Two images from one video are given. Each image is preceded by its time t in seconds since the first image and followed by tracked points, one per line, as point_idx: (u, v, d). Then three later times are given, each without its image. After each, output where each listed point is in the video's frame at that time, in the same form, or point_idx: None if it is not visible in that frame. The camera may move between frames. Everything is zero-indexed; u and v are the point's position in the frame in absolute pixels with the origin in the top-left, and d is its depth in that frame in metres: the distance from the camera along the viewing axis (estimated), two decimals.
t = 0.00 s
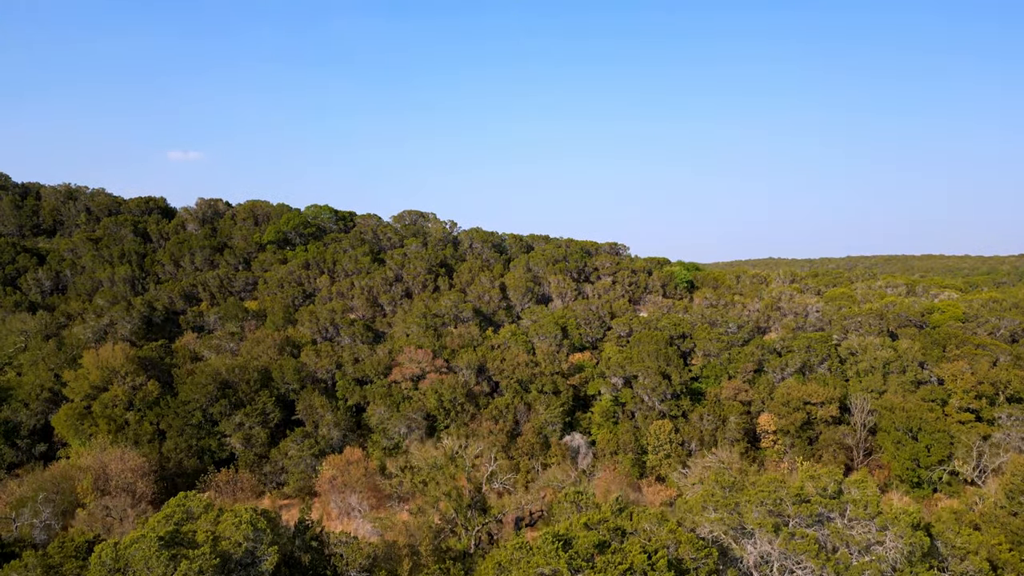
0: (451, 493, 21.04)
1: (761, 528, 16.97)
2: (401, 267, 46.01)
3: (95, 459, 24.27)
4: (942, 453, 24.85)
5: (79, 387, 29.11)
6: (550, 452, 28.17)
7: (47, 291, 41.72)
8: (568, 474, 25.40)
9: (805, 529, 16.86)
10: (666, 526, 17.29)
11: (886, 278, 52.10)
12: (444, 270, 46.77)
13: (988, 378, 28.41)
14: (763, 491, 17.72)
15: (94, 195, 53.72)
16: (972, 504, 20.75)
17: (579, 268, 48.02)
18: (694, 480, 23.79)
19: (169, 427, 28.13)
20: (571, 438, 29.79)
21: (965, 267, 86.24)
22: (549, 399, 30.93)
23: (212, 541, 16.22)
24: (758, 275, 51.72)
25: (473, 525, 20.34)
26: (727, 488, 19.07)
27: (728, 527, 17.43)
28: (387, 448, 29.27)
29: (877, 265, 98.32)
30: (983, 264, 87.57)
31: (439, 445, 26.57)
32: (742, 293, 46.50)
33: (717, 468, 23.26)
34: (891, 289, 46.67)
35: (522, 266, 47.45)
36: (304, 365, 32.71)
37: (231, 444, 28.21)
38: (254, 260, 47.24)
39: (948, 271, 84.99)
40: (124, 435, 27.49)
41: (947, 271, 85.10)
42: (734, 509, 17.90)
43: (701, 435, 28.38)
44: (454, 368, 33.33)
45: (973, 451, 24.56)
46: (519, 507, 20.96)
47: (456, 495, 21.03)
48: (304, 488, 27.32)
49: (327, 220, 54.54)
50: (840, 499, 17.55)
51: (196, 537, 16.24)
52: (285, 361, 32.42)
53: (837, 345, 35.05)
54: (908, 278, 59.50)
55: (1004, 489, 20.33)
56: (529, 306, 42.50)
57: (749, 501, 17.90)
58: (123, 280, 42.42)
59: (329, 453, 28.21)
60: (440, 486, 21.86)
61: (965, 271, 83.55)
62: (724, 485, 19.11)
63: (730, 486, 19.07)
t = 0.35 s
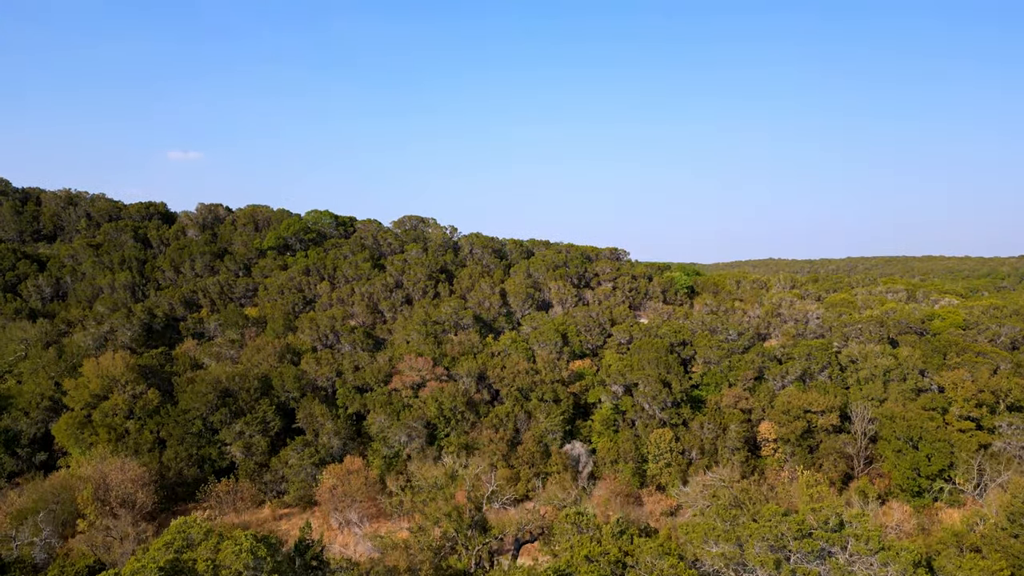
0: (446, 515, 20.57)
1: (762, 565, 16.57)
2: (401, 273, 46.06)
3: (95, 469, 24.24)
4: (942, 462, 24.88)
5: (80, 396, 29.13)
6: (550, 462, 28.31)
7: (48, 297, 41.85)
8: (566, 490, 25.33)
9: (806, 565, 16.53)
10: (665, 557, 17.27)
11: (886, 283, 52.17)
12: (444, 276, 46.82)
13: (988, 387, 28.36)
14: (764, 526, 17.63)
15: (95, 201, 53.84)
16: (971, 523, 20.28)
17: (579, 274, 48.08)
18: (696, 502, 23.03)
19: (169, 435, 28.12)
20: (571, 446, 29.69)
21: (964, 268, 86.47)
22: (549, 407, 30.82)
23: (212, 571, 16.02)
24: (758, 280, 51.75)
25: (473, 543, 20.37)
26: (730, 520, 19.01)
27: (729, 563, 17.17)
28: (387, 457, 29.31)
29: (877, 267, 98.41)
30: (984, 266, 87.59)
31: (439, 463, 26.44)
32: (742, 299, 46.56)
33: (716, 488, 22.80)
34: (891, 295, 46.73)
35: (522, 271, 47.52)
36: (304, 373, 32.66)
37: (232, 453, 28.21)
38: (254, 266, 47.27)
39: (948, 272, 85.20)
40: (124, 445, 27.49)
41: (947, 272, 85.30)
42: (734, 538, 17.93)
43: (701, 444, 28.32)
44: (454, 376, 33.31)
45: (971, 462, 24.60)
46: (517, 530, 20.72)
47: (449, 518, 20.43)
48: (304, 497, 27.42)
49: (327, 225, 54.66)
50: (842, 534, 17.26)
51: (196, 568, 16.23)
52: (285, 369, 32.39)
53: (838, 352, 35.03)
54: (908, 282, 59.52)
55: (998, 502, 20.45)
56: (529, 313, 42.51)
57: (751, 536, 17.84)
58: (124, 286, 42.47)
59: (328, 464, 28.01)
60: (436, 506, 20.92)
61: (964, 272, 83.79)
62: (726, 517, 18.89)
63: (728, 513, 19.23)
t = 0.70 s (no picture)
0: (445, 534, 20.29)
1: None
2: (401, 279, 46.10)
3: (95, 480, 24.15)
4: (943, 472, 24.89)
5: (80, 405, 29.18)
6: (550, 471, 28.29)
7: (48, 304, 41.94)
8: (568, 514, 25.42)
9: None
10: None
11: (886, 289, 52.22)
12: (444, 283, 46.87)
13: (989, 397, 28.29)
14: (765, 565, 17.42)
15: (95, 207, 53.99)
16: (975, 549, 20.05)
17: (579, 280, 48.15)
18: (697, 522, 22.70)
19: (170, 445, 28.18)
20: (571, 456, 29.63)
21: (965, 270, 86.48)
22: (550, 416, 30.71)
23: None
24: (758, 286, 51.81)
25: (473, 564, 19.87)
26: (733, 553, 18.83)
27: None
28: (388, 466, 29.32)
29: (877, 270, 98.48)
30: (984, 267, 87.70)
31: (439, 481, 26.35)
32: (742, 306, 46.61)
33: (716, 508, 22.27)
34: (891, 301, 46.75)
35: (522, 278, 47.62)
36: (304, 381, 32.64)
37: (232, 462, 28.19)
38: (254, 273, 47.33)
39: (948, 274, 85.25)
40: (124, 454, 27.51)
41: (947, 274, 85.35)
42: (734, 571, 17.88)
43: (702, 453, 28.24)
44: (454, 385, 33.28)
45: (972, 472, 24.57)
46: (517, 553, 20.50)
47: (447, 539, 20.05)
48: (304, 506, 27.42)
49: (327, 231, 54.87)
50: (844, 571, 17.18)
51: None
52: (286, 378, 32.37)
53: (838, 360, 34.98)
54: (908, 286, 59.54)
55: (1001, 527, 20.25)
56: (529, 320, 42.51)
57: (752, 573, 17.63)
58: (124, 294, 42.52)
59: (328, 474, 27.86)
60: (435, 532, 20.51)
61: (964, 274, 83.84)
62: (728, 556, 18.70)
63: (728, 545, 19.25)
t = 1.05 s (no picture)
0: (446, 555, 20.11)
1: None
2: (401, 284, 46.13)
3: (96, 489, 24.19)
4: (944, 480, 24.88)
5: (80, 413, 29.23)
6: (550, 478, 28.26)
7: (47, 309, 42.08)
8: (569, 531, 25.23)
9: None
10: None
11: (886, 292, 52.20)
12: (445, 288, 46.90)
13: (989, 404, 28.22)
14: None
15: (95, 211, 54.11)
16: (975, 568, 19.82)
17: (580, 284, 48.19)
18: (698, 537, 22.14)
19: (170, 452, 28.20)
20: (571, 463, 29.65)
21: (965, 270, 86.52)
22: (551, 423, 30.73)
23: None
24: (758, 289, 51.83)
25: None
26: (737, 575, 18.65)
27: None
28: (388, 473, 29.31)
29: (877, 270, 98.56)
30: (984, 267, 87.73)
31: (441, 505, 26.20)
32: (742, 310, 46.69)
33: (719, 524, 21.60)
34: (891, 305, 46.74)
35: (522, 282, 47.70)
36: (305, 388, 32.66)
37: (232, 470, 28.21)
38: (254, 277, 47.34)
39: (948, 274, 85.31)
40: (125, 462, 27.55)
41: (948, 274, 85.42)
42: None
43: (702, 460, 28.17)
44: (454, 391, 33.23)
45: (972, 480, 24.54)
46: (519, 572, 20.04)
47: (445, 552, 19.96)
48: (304, 514, 27.39)
49: (327, 236, 55.05)
50: None
51: None
52: (286, 385, 32.39)
53: (839, 366, 34.95)
54: (908, 289, 59.49)
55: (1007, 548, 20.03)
56: (529, 326, 42.50)
57: None
58: (124, 299, 42.55)
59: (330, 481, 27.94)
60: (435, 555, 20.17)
61: (964, 274, 83.94)
62: None
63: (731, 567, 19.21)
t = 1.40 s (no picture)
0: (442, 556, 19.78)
1: None
2: (401, 285, 46.14)
3: (97, 494, 24.25)
4: (944, 484, 24.92)
5: (81, 417, 29.26)
6: (550, 482, 28.28)
7: (47, 311, 42.20)
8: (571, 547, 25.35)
9: None
10: None
11: (886, 292, 52.14)
12: (445, 288, 46.88)
13: (989, 407, 28.18)
14: None
15: (94, 211, 54.15)
16: None
17: (580, 285, 48.19)
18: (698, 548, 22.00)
19: (170, 456, 28.23)
20: (571, 466, 29.69)
21: (965, 266, 86.58)
22: (551, 426, 30.72)
23: None
24: (758, 289, 51.81)
25: None
26: None
27: None
28: (388, 476, 29.33)
29: (877, 266, 98.57)
30: (984, 263, 87.67)
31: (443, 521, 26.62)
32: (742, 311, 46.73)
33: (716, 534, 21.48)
34: (891, 305, 46.71)
35: (522, 283, 47.71)
36: (305, 391, 32.68)
37: (233, 473, 28.25)
38: (254, 278, 47.33)
39: (949, 270, 85.33)
40: (126, 466, 27.60)
41: (948, 270, 85.43)
42: None
43: (703, 464, 28.15)
44: (454, 394, 33.17)
45: (971, 485, 24.58)
46: None
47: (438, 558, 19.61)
48: (304, 517, 27.45)
49: (327, 236, 55.06)
50: None
51: None
52: (287, 387, 32.44)
53: (839, 368, 34.90)
54: (909, 287, 59.44)
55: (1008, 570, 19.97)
56: (529, 327, 42.48)
57: None
58: (124, 300, 42.58)
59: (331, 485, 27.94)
60: (435, 567, 19.95)
61: (965, 270, 84.00)
62: None
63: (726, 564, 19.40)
